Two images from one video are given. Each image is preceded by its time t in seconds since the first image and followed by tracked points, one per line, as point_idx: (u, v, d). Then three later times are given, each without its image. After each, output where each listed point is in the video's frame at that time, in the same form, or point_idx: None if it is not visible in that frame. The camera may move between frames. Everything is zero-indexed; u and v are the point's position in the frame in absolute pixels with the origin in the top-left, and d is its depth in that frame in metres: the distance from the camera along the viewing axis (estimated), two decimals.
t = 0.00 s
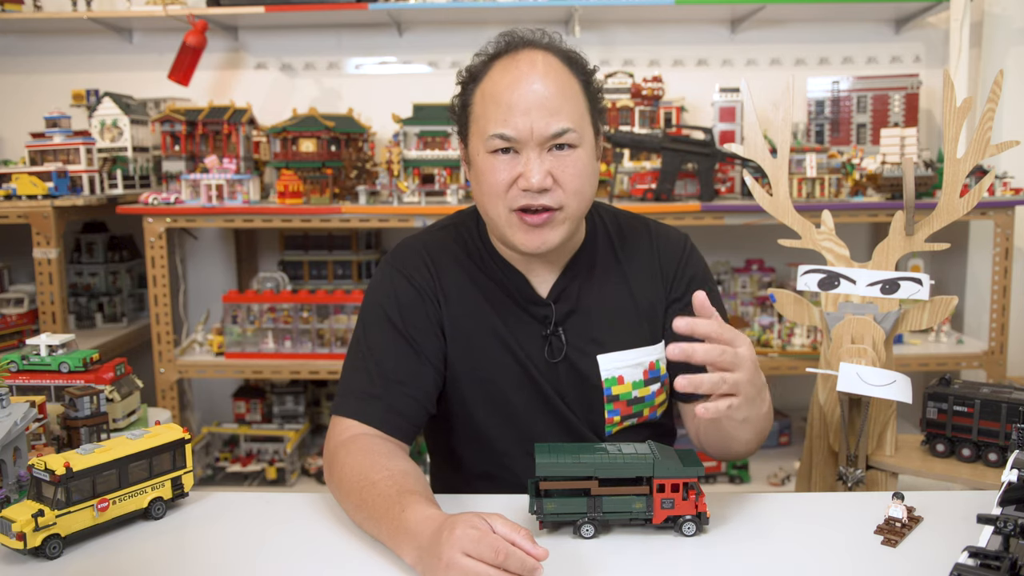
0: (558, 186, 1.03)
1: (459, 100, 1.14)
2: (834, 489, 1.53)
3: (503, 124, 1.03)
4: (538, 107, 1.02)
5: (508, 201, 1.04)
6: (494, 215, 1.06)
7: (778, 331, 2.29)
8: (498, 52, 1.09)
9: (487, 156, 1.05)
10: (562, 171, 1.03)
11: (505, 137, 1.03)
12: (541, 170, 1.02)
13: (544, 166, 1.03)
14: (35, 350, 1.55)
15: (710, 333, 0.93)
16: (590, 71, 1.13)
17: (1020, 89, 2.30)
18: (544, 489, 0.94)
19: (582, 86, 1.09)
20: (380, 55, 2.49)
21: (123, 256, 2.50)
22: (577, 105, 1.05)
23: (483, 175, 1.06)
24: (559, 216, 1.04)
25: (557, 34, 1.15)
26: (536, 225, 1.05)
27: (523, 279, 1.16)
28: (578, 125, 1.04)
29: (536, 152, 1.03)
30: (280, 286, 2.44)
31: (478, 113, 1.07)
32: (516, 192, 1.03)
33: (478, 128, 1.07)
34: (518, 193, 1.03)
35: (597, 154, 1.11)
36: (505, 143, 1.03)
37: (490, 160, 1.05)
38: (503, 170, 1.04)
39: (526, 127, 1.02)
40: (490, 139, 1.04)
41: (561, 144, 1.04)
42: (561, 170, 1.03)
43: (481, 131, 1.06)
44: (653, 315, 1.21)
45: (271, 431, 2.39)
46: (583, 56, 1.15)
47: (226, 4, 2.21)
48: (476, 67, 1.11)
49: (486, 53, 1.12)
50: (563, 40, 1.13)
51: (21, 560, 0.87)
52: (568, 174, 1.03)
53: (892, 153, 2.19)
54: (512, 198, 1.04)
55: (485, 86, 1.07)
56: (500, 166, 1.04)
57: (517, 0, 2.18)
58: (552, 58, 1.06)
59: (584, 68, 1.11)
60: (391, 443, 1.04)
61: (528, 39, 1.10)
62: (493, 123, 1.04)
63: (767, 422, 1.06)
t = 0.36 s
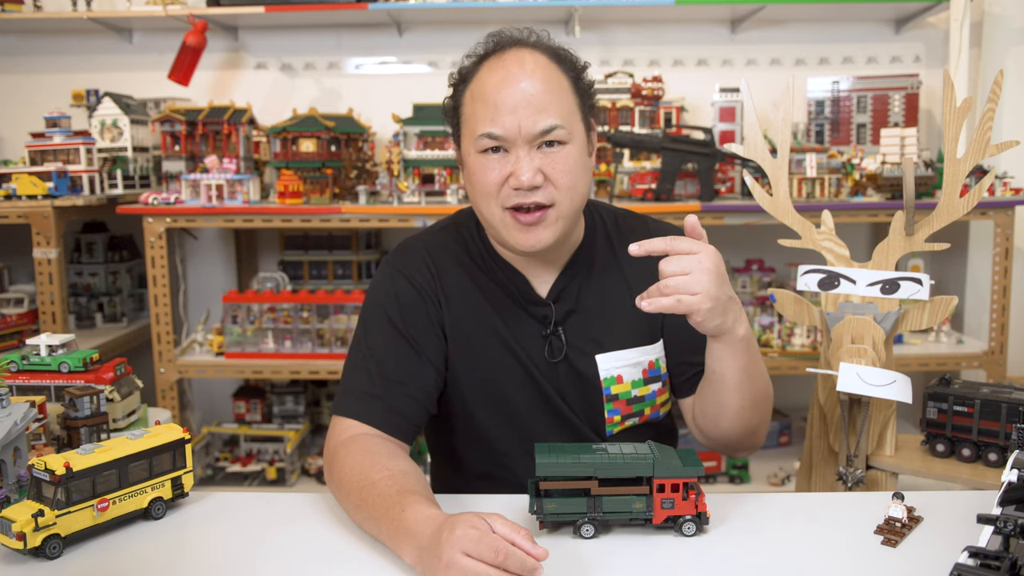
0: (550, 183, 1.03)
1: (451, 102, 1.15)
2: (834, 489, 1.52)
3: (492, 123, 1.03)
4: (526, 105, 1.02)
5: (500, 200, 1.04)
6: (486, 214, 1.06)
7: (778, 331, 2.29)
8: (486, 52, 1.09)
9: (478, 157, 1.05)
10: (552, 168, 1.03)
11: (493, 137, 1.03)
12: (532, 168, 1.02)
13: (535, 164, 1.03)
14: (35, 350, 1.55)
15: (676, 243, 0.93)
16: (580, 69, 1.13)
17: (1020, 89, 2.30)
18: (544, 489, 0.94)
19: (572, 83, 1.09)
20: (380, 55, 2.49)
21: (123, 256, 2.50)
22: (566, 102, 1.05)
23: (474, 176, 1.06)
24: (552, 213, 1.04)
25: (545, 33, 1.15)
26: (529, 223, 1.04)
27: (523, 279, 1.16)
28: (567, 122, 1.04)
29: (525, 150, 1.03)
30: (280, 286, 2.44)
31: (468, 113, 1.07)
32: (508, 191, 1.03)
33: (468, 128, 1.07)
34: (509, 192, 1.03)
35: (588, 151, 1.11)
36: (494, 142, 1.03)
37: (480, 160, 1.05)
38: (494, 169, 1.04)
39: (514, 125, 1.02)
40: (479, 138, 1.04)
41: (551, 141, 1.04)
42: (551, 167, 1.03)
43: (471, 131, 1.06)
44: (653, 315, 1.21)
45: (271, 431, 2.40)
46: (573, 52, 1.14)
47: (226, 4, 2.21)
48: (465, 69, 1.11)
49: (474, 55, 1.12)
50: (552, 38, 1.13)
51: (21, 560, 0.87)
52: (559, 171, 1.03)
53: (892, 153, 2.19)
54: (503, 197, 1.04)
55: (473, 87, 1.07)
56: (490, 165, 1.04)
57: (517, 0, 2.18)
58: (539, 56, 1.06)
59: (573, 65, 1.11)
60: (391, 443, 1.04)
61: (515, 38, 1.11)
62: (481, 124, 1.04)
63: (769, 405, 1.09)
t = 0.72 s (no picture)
0: (548, 182, 1.03)
1: (450, 101, 1.15)
2: (834, 489, 1.52)
3: (489, 123, 1.03)
4: (523, 105, 1.02)
5: (499, 200, 1.04)
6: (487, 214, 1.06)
7: (778, 331, 2.29)
8: (484, 52, 1.09)
9: (476, 157, 1.05)
10: (550, 167, 1.03)
11: (491, 136, 1.03)
12: (530, 167, 1.02)
13: (533, 163, 1.03)
14: (35, 350, 1.55)
15: (678, 274, 0.92)
16: (578, 68, 1.13)
17: (1020, 89, 2.30)
18: (544, 489, 0.94)
19: (568, 82, 1.09)
20: (380, 55, 2.49)
21: (123, 256, 2.50)
22: (563, 101, 1.05)
23: (473, 174, 1.06)
24: (551, 211, 1.04)
25: (541, 32, 1.15)
26: (528, 222, 1.04)
27: (522, 279, 1.17)
28: (564, 121, 1.04)
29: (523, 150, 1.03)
30: (280, 286, 2.44)
31: (465, 113, 1.07)
32: (506, 190, 1.03)
33: (465, 128, 1.07)
34: (508, 191, 1.03)
35: (586, 150, 1.11)
36: (493, 142, 1.03)
37: (479, 159, 1.05)
38: (493, 169, 1.04)
39: (511, 125, 1.02)
40: (478, 139, 1.04)
41: (550, 141, 1.04)
42: (549, 166, 1.03)
43: (469, 131, 1.06)
44: (652, 314, 1.21)
45: (271, 431, 2.40)
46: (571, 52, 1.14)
47: (226, 4, 2.21)
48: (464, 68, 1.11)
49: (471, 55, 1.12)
50: (550, 38, 1.13)
51: (21, 560, 0.87)
52: (557, 170, 1.03)
53: (892, 153, 2.18)
54: (502, 197, 1.04)
55: (471, 87, 1.07)
56: (489, 165, 1.04)
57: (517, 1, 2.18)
58: (537, 56, 1.06)
59: (571, 64, 1.11)
60: (390, 443, 1.04)
61: (513, 38, 1.11)
62: (479, 124, 1.04)
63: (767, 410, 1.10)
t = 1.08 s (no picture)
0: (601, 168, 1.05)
1: (490, 86, 1.16)
2: (834, 489, 1.52)
3: (560, 101, 1.04)
4: (591, 90, 1.04)
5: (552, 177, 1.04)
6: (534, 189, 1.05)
7: (777, 331, 2.29)
8: (536, 45, 1.12)
9: (535, 132, 1.05)
10: (603, 154, 1.05)
11: (558, 114, 1.04)
12: (589, 150, 1.04)
13: (591, 146, 1.04)
14: (35, 350, 1.55)
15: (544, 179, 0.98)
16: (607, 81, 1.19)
17: (1020, 89, 2.29)
18: (544, 489, 0.95)
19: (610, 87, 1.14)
20: (380, 55, 2.49)
21: (123, 256, 2.50)
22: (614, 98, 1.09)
23: (526, 150, 1.06)
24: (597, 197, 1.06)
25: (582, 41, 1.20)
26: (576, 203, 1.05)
27: (521, 275, 1.18)
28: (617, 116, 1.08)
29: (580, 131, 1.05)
30: (280, 286, 2.44)
31: (523, 91, 1.07)
32: (562, 168, 1.04)
33: (523, 105, 1.07)
34: (564, 169, 1.04)
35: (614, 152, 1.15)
36: (557, 120, 1.04)
37: (536, 135, 1.05)
38: (550, 147, 1.05)
39: (579, 106, 1.04)
40: (543, 114, 1.04)
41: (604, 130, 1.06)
42: (602, 153, 1.05)
43: (529, 106, 1.06)
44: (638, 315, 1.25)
45: (271, 431, 2.40)
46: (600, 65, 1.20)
47: (226, 4, 2.21)
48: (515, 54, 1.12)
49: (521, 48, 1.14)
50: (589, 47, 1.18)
51: (21, 560, 0.87)
52: (608, 158, 1.06)
53: (892, 153, 2.18)
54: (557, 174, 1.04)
55: (531, 67, 1.08)
56: (547, 142, 1.05)
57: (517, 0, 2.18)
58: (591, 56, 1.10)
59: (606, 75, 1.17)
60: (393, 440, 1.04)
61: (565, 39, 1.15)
62: (545, 101, 1.05)
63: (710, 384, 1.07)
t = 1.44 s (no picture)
0: (582, 164, 1.02)
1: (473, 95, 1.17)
2: (834, 489, 1.52)
3: (529, 104, 1.03)
4: (563, 88, 1.03)
5: (530, 181, 1.03)
6: (513, 195, 1.05)
7: (777, 331, 2.29)
8: (514, 45, 1.11)
9: (509, 136, 1.05)
10: (584, 151, 1.03)
11: (530, 118, 1.03)
12: (566, 149, 1.02)
13: (568, 143, 1.03)
14: (35, 350, 1.55)
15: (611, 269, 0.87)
16: (598, 73, 1.17)
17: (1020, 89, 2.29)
18: (544, 489, 0.95)
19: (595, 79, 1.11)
20: (380, 55, 2.49)
21: (123, 256, 2.50)
22: (594, 91, 1.06)
23: (503, 155, 1.05)
24: (583, 195, 1.03)
25: (570, 34, 1.18)
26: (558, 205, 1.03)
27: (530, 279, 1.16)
28: (598, 108, 1.05)
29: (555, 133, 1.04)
30: (280, 286, 2.44)
31: (498, 97, 1.07)
32: (538, 169, 1.03)
33: (499, 111, 1.07)
34: (540, 171, 1.03)
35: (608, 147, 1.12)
36: (531, 123, 1.04)
37: (511, 140, 1.04)
38: (525, 149, 1.04)
39: (551, 108, 1.03)
40: (514, 119, 1.04)
41: (583, 126, 1.04)
42: (583, 149, 1.03)
43: (503, 114, 1.06)
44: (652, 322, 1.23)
45: (271, 431, 2.40)
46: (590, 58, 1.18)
47: (226, 4, 2.21)
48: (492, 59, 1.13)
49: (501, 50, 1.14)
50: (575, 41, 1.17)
51: (21, 560, 0.87)
52: (590, 153, 1.03)
53: (892, 153, 2.18)
54: (534, 177, 1.03)
55: (504, 71, 1.08)
56: (522, 145, 1.04)
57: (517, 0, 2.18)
58: (568, 50, 1.09)
59: (594, 69, 1.15)
60: (393, 442, 1.04)
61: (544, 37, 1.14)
62: (517, 106, 1.04)
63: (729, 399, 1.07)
